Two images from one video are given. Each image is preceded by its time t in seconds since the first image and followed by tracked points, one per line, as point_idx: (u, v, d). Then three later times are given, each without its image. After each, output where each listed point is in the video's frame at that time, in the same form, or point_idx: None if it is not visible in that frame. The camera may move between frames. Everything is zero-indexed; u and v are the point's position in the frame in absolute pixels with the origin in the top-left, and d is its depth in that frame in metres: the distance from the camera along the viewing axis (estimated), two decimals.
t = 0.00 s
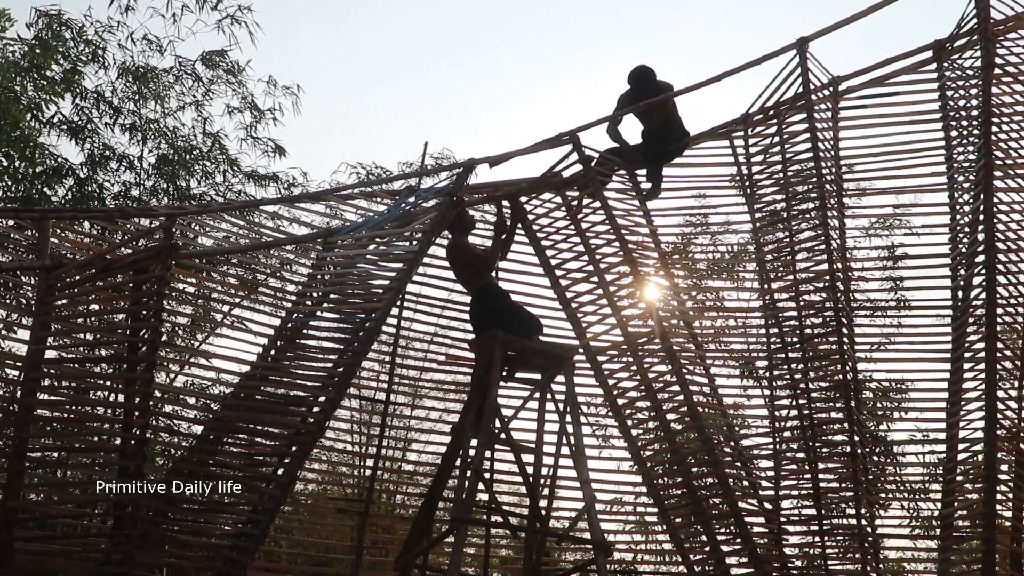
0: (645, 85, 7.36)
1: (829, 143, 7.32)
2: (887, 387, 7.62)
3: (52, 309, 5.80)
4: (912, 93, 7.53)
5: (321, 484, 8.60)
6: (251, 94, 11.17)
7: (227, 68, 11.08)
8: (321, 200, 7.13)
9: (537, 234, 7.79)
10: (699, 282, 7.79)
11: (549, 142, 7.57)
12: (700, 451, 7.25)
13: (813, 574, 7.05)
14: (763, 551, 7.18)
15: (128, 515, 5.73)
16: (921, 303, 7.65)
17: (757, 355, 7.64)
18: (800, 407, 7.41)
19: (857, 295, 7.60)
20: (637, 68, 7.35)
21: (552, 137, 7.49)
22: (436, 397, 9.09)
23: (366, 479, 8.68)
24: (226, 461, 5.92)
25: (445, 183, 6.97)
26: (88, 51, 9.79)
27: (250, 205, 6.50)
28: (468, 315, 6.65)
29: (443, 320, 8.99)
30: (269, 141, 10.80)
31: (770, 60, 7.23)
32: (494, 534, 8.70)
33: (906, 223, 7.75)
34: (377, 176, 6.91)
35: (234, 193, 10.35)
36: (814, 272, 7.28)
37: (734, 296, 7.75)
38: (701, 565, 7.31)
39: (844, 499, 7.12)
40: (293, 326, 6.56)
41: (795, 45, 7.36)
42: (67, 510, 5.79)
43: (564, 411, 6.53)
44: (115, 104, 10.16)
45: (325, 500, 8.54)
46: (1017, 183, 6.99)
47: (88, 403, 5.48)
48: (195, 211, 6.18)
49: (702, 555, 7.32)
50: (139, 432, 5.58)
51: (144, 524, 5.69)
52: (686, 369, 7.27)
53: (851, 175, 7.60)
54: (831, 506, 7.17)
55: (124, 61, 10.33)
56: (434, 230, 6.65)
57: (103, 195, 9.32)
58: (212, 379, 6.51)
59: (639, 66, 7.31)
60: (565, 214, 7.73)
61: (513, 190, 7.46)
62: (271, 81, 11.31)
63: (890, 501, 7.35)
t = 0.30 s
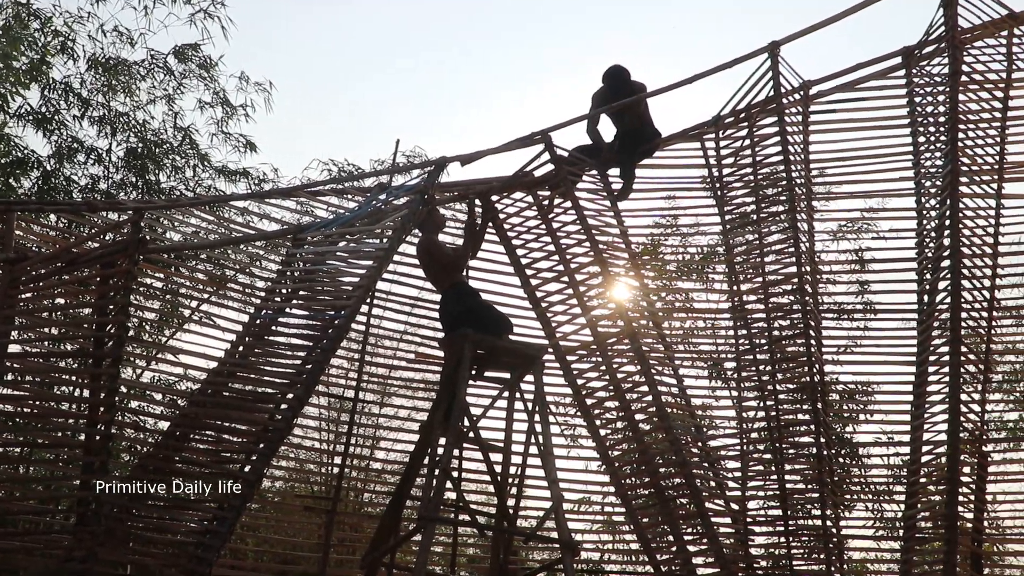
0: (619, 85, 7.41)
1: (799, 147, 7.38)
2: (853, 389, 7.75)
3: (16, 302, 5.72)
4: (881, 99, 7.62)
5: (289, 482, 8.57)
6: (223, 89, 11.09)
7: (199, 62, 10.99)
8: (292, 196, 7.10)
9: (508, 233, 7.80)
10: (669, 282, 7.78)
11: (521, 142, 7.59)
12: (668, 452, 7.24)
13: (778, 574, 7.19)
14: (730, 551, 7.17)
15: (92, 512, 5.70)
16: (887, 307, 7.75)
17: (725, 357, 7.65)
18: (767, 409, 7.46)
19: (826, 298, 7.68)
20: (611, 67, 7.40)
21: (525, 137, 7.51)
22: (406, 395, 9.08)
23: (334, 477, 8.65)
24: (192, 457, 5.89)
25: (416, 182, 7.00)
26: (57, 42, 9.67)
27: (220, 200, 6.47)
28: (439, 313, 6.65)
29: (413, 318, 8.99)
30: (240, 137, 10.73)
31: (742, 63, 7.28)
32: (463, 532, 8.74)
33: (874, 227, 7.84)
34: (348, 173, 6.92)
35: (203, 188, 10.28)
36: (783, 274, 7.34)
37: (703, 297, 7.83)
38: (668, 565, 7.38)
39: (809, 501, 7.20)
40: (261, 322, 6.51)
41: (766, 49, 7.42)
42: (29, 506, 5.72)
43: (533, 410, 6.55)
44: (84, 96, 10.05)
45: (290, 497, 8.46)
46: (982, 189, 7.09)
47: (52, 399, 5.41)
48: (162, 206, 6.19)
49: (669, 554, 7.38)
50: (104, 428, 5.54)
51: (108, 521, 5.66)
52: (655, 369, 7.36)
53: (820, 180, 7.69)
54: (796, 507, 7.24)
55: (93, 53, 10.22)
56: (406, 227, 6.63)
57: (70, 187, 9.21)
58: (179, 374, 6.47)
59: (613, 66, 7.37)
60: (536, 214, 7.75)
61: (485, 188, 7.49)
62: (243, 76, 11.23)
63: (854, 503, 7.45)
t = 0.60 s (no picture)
0: (594, 86, 7.42)
1: (771, 150, 7.43)
2: (822, 391, 7.79)
3: None
4: (852, 103, 7.69)
5: (258, 479, 8.54)
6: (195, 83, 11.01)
7: (172, 55, 10.91)
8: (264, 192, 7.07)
9: (481, 232, 7.81)
10: (641, 283, 7.83)
11: (496, 141, 7.60)
12: (638, 452, 7.27)
13: (746, 574, 7.27)
14: (698, 551, 7.17)
15: (57, 509, 5.69)
16: (856, 310, 7.83)
17: (696, 358, 7.74)
18: (736, 410, 7.46)
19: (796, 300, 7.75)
20: (587, 68, 7.42)
21: (499, 136, 7.52)
22: (377, 393, 9.06)
23: (304, 475, 8.63)
24: (161, 454, 5.88)
25: (389, 180, 7.01)
26: (27, 33, 9.57)
27: (192, 195, 6.46)
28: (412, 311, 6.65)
29: (385, 316, 8.97)
30: (213, 132, 10.66)
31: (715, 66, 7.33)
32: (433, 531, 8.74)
33: (845, 231, 7.92)
34: (321, 171, 6.92)
35: (175, 183, 10.21)
36: (754, 276, 7.37)
37: (675, 298, 7.98)
38: (636, 564, 7.59)
39: (778, 502, 7.27)
40: (231, 318, 6.41)
41: (740, 53, 7.47)
42: None
43: (504, 410, 6.56)
44: (54, 88, 9.95)
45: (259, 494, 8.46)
46: (949, 194, 7.20)
47: (20, 394, 5.39)
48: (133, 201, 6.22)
49: (639, 554, 7.52)
50: (72, 423, 5.55)
51: (74, 518, 5.66)
52: (626, 369, 7.36)
53: (791, 183, 7.75)
54: (764, 508, 7.32)
55: (64, 44, 10.11)
56: (380, 223, 6.64)
57: (38, 180, 9.11)
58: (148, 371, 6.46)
59: (590, 67, 7.39)
60: (509, 213, 7.75)
61: (459, 186, 7.50)
62: (217, 70, 11.16)
63: (822, 503, 7.41)
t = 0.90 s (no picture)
0: (561, 86, 7.47)
1: (738, 153, 7.47)
2: (787, 393, 7.88)
3: None
4: (820, 108, 7.77)
5: (222, 476, 8.48)
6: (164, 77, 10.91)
7: (140, 48, 10.80)
8: (231, 187, 7.02)
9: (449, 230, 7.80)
10: (609, 283, 7.86)
11: (465, 139, 7.60)
12: (603, 452, 7.41)
13: (710, 574, 7.28)
14: (662, 551, 7.37)
15: (16, 505, 5.58)
16: (821, 313, 7.93)
17: (663, 359, 7.79)
18: (701, 411, 7.48)
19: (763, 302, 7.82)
20: (554, 69, 7.47)
21: (468, 134, 7.51)
22: (343, 390, 9.03)
23: (268, 472, 8.59)
24: (123, 450, 5.84)
25: (358, 176, 6.96)
26: None
27: (158, 189, 6.40)
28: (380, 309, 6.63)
29: (351, 314, 8.93)
30: (180, 127, 10.58)
31: (685, 68, 7.37)
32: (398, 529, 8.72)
33: (812, 235, 7.99)
34: (289, 166, 6.87)
35: (140, 177, 10.12)
36: (721, 277, 7.43)
37: (642, 298, 7.98)
38: (601, 564, 7.78)
39: (742, 502, 7.26)
40: (197, 314, 6.45)
41: (709, 55, 7.53)
42: None
43: (470, 408, 6.56)
44: (18, 79, 9.82)
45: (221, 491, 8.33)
46: (913, 199, 7.28)
47: None
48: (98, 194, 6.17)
49: (603, 553, 7.74)
50: (33, 417, 5.47)
51: (34, 514, 5.56)
52: (593, 370, 7.47)
53: (759, 187, 7.82)
54: (727, 508, 7.31)
55: (29, 34, 9.99)
56: (347, 218, 6.63)
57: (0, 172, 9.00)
58: (113, 367, 6.36)
59: (556, 67, 7.44)
60: (478, 211, 7.74)
61: (427, 184, 7.49)
62: (185, 64, 11.07)
63: (786, 505, 7.55)
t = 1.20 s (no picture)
0: (537, 89, 7.49)
1: (710, 154, 7.50)
2: (757, 394, 7.94)
3: None
4: (792, 111, 7.83)
5: (190, 472, 8.44)
6: (136, 71, 10.81)
7: (112, 41, 10.70)
8: (201, 182, 6.98)
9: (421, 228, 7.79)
10: (580, 283, 7.91)
11: (438, 137, 7.59)
12: (573, 451, 7.42)
13: (677, 573, 7.36)
14: (630, 551, 7.38)
15: None
16: (792, 316, 8.00)
17: (633, 359, 7.79)
18: (671, 411, 7.53)
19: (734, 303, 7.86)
20: (531, 72, 7.49)
21: (441, 132, 7.50)
22: (313, 388, 8.99)
23: (237, 469, 8.56)
24: (90, 446, 5.78)
25: (331, 173, 6.94)
26: None
27: (127, 183, 6.36)
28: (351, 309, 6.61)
29: (322, 312, 8.90)
30: (152, 121, 10.49)
31: (658, 69, 7.40)
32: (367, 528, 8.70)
33: (782, 238, 8.05)
34: (261, 162, 6.83)
35: (110, 171, 10.03)
36: (691, 278, 7.47)
37: (614, 298, 8.02)
38: (570, 564, 7.76)
39: (710, 502, 7.28)
40: (167, 309, 6.41)
41: (682, 57, 7.57)
42: None
43: (441, 407, 6.55)
44: None
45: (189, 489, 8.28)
46: (881, 203, 7.36)
47: None
48: (66, 187, 6.14)
49: (571, 552, 7.73)
50: None
51: None
52: (563, 369, 7.44)
53: (731, 190, 7.88)
54: (697, 508, 7.33)
55: None
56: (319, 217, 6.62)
57: None
58: (80, 361, 6.30)
59: (533, 71, 7.47)
60: (450, 210, 7.72)
61: (399, 182, 7.49)
62: (158, 58, 10.98)
63: (754, 505, 7.60)
